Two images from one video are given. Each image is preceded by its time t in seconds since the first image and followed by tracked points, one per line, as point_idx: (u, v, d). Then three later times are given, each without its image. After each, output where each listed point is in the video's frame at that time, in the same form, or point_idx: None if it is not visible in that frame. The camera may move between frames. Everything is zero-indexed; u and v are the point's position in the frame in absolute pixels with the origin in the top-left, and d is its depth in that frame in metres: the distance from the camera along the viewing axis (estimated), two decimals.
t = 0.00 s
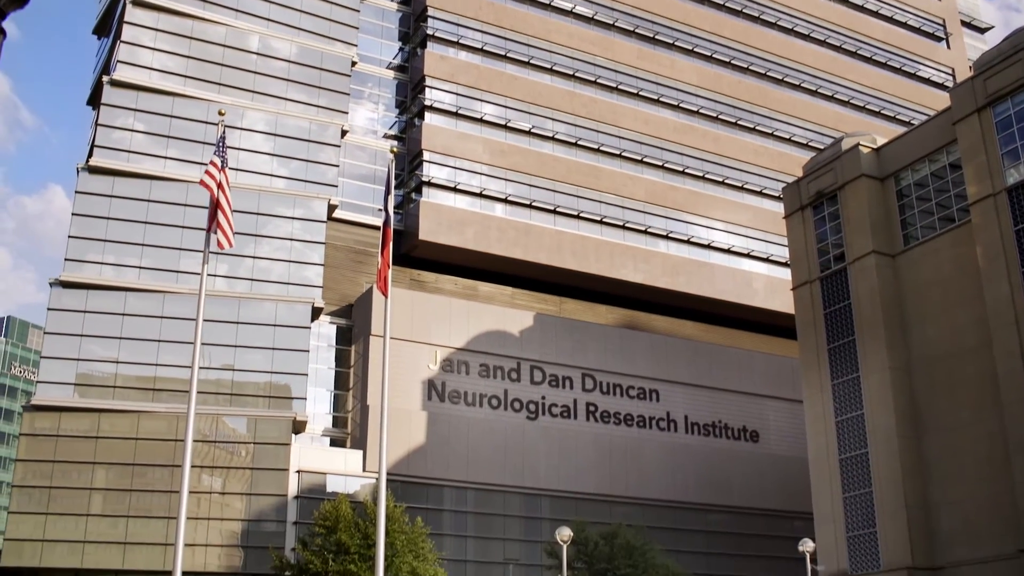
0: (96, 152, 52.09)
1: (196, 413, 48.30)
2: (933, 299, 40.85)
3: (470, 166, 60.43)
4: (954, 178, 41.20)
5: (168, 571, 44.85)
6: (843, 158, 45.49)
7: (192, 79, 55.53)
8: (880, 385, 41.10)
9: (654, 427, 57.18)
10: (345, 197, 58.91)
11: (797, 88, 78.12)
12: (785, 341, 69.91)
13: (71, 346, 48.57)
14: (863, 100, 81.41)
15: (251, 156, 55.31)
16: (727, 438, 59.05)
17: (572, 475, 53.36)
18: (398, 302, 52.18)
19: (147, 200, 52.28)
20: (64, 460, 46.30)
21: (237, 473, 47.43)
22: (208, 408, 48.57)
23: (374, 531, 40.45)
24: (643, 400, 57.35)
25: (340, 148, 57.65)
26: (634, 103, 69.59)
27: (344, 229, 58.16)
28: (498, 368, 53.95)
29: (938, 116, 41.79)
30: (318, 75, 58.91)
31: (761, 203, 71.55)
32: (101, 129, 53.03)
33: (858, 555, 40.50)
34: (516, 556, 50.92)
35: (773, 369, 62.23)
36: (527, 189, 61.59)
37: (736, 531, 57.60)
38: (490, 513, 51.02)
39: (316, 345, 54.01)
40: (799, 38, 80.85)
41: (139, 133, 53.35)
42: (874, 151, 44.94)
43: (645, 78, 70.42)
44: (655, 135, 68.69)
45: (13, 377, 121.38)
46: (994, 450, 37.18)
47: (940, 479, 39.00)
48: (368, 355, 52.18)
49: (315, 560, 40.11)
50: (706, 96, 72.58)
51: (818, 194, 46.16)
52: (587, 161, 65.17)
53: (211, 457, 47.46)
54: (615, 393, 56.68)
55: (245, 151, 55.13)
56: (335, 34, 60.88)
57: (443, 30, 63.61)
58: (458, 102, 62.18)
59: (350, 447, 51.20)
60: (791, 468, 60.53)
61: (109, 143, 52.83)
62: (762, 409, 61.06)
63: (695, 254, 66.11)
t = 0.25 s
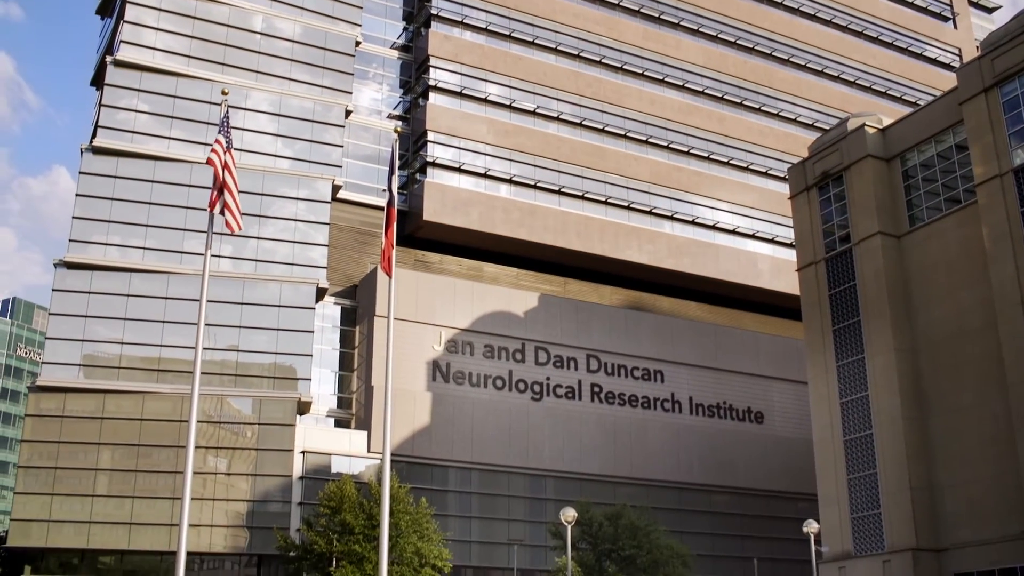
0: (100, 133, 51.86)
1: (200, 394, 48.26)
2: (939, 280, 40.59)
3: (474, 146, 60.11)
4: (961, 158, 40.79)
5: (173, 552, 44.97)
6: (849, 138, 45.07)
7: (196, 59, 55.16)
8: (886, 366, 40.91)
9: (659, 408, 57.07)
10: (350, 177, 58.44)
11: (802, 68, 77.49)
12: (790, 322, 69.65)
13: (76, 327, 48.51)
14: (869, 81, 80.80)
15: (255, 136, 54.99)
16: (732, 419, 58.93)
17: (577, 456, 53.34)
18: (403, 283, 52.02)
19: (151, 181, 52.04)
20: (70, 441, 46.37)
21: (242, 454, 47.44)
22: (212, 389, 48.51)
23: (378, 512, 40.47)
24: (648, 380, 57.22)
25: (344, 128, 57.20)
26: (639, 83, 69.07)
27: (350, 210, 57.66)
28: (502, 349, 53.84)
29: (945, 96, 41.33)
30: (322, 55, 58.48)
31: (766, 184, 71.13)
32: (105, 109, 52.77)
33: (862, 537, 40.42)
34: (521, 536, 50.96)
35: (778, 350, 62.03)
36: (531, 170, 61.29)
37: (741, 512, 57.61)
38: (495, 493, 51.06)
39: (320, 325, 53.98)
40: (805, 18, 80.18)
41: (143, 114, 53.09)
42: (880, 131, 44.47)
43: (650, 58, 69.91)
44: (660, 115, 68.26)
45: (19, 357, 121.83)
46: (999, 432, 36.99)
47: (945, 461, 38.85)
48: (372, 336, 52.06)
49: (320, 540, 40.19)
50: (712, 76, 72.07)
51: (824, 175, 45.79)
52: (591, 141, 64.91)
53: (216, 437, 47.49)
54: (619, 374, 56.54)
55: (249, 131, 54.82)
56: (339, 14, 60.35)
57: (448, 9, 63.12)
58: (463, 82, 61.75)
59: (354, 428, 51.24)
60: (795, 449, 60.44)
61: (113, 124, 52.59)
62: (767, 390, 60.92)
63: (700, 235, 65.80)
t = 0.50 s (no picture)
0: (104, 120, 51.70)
1: (204, 381, 48.23)
2: (944, 268, 40.41)
3: (478, 134, 59.87)
4: (966, 146, 40.52)
5: (177, 539, 45.02)
6: (854, 126, 44.79)
7: (199, 46, 54.93)
8: (890, 354, 40.76)
9: (663, 396, 56.99)
10: (353, 165, 58.25)
11: (808, 56, 77.07)
12: (794, 310, 69.46)
13: (79, 315, 48.45)
14: (875, 69, 80.36)
15: (258, 124, 54.79)
16: (736, 407, 58.84)
17: (581, 444, 53.30)
18: (407, 271, 51.89)
19: (155, 168, 51.87)
20: (74, 428, 46.39)
21: (246, 441, 47.48)
22: (216, 377, 48.47)
23: (382, 499, 40.51)
24: (652, 368, 57.12)
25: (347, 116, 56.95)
26: (644, 71, 68.76)
27: (353, 197, 57.50)
28: (506, 336, 53.76)
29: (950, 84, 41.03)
30: (325, 42, 58.20)
31: (771, 172, 70.82)
32: (109, 97, 52.60)
33: (867, 525, 40.34)
34: (525, 524, 50.96)
35: (782, 338, 61.87)
36: (535, 157, 61.08)
37: (744, 500, 57.59)
38: (499, 481, 51.07)
39: (324, 313, 53.89)
40: (810, 5, 79.68)
41: (146, 102, 52.91)
42: (885, 119, 44.17)
43: (654, 46, 69.57)
44: (665, 103, 67.97)
45: (24, 346, 121.98)
46: (1004, 419, 36.86)
47: (949, 449, 38.73)
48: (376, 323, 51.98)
49: (324, 528, 40.22)
50: (717, 64, 71.70)
51: (828, 163, 45.53)
52: (595, 129, 64.64)
53: (221, 425, 47.51)
54: (623, 361, 56.45)
55: (252, 119, 54.63)
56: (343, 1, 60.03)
57: None
58: (467, 70, 61.48)
59: (358, 416, 51.24)
60: (799, 437, 60.37)
61: (117, 112, 52.43)
62: (771, 377, 60.82)
63: (704, 223, 65.59)
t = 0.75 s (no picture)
0: (108, 102, 51.46)
1: (209, 363, 48.17)
2: (950, 249, 40.15)
3: (483, 115, 59.53)
4: (973, 127, 40.12)
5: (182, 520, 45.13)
6: (860, 107, 44.37)
7: (203, 27, 54.56)
8: (896, 335, 40.57)
9: (668, 377, 56.88)
10: (358, 146, 58.15)
11: (814, 37, 76.46)
12: (800, 291, 69.18)
13: (84, 297, 48.39)
14: (882, 49, 79.73)
15: (263, 106, 54.48)
16: (742, 389, 58.71)
17: (586, 425, 53.25)
18: (411, 252, 51.68)
19: (159, 150, 51.61)
20: (80, 410, 46.45)
21: (252, 423, 47.51)
22: (221, 358, 48.43)
23: (387, 480, 40.51)
24: (657, 349, 56.97)
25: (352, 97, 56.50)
26: (649, 51, 68.28)
27: (357, 178, 57.33)
28: (511, 318, 53.64)
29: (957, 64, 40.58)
30: (329, 23, 57.79)
31: (777, 153, 70.36)
32: (113, 79, 52.35)
33: (872, 506, 40.25)
34: (530, 505, 50.98)
35: (788, 319, 61.64)
36: (540, 138, 60.75)
37: (749, 481, 57.55)
38: (504, 462, 51.07)
39: (329, 295, 53.77)
40: None
41: (151, 84, 52.63)
42: (891, 100, 43.74)
43: (660, 27, 69.07)
44: (670, 84, 67.52)
45: (32, 329, 122.41)
46: (1010, 401, 36.69)
47: (955, 431, 38.58)
48: (380, 305, 51.87)
49: (329, 509, 40.26)
50: (722, 45, 71.19)
51: (834, 144, 45.17)
52: (601, 110, 64.27)
53: (226, 407, 47.54)
54: (629, 343, 56.31)
55: (257, 101, 54.34)
56: None
57: None
58: (471, 51, 61.07)
59: (363, 397, 51.26)
60: (805, 418, 60.26)
61: (121, 94, 52.16)
62: (776, 359, 60.66)
63: (709, 204, 65.27)
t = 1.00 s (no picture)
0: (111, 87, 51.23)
1: (214, 348, 48.09)
2: (956, 234, 39.92)
3: (487, 100, 59.26)
4: (980, 111, 39.79)
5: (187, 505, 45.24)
6: (866, 91, 44.03)
7: (206, 12, 54.24)
8: (901, 320, 40.40)
9: (673, 362, 56.78)
10: (362, 131, 57.87)
11: (820, 21, 75.98)
12: (805, 276, 68.94)
13: (89, 282, 48.33)
14: (888, 34, 79.24)
15: (267, 91, 54.23)
16: (746, 374, 58.60)
17: (591, 410, 53.20)
18: (415, 237, 51.58)
19: (163, 135, 51.42)
20: (85, 396, 46.47)
21: (257, 408, 47.52)
22: (226, 343, 48.39)
23: (391, 465, 40.52)
24: (662, 334, 56.84)
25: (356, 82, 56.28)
26: (654, 35, 67.89)
27: (362, 163, 57.13)
28: (516, 303, 53.53)
29: (964, 48, 40.21)
30: (333, 8, 57.45)
31: (782, 137, 70.00)
32: (117, 64, 52.10)
33: (876, 491, 40.16)
34: (534, 490, 51.00)
35: (793, 304, 61.45)
36: (545, 123, 60.48)
37: (754, 466, 57.53)
38: (509, 447, 51.06)
39: (333, 280, 53.70)
40: None
41: (155, 69, 52.39)
42: (897, 84, 43.39)
43: (665, 11, 68.67)
44: (675, 68, 67.18)
45: (36, 314, 122.68)
46: (1015, 387, 36.55)
47: (960, 416, 38.46)
48: (384, 290, 51.80)
49: (334, 494, 40.31)
50: (728, 29, 70.77)
51: (840, 128, 44.85)
52: (605, 95, 63.96)
53: (231, 392, 47.55)
54: (633, 328, 56.19)
55: (260, 85, 54.08)
56: None
57: None
58: (476, 35, 60.71)
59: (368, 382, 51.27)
60: (810, 403, 60.16)
61: (125, 79, 51.94)
62: (781, 344, 60.51)
63: (714, 189, 64.99)
